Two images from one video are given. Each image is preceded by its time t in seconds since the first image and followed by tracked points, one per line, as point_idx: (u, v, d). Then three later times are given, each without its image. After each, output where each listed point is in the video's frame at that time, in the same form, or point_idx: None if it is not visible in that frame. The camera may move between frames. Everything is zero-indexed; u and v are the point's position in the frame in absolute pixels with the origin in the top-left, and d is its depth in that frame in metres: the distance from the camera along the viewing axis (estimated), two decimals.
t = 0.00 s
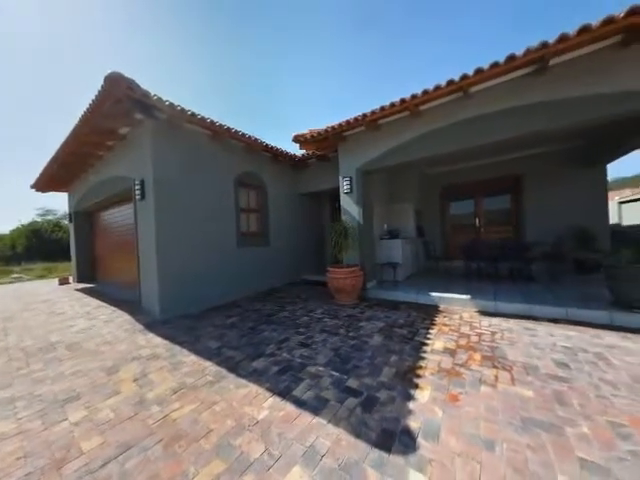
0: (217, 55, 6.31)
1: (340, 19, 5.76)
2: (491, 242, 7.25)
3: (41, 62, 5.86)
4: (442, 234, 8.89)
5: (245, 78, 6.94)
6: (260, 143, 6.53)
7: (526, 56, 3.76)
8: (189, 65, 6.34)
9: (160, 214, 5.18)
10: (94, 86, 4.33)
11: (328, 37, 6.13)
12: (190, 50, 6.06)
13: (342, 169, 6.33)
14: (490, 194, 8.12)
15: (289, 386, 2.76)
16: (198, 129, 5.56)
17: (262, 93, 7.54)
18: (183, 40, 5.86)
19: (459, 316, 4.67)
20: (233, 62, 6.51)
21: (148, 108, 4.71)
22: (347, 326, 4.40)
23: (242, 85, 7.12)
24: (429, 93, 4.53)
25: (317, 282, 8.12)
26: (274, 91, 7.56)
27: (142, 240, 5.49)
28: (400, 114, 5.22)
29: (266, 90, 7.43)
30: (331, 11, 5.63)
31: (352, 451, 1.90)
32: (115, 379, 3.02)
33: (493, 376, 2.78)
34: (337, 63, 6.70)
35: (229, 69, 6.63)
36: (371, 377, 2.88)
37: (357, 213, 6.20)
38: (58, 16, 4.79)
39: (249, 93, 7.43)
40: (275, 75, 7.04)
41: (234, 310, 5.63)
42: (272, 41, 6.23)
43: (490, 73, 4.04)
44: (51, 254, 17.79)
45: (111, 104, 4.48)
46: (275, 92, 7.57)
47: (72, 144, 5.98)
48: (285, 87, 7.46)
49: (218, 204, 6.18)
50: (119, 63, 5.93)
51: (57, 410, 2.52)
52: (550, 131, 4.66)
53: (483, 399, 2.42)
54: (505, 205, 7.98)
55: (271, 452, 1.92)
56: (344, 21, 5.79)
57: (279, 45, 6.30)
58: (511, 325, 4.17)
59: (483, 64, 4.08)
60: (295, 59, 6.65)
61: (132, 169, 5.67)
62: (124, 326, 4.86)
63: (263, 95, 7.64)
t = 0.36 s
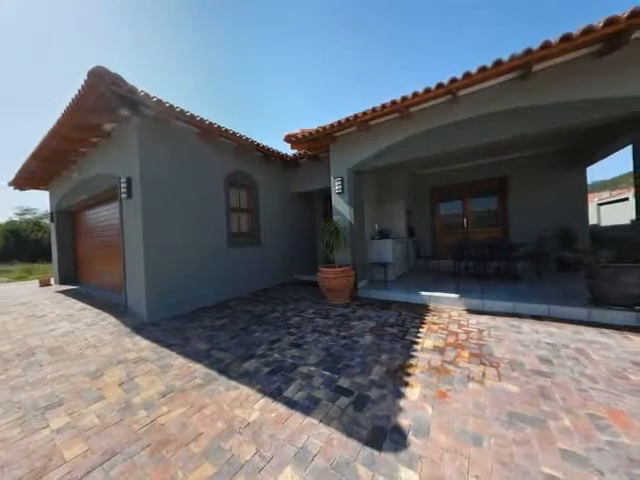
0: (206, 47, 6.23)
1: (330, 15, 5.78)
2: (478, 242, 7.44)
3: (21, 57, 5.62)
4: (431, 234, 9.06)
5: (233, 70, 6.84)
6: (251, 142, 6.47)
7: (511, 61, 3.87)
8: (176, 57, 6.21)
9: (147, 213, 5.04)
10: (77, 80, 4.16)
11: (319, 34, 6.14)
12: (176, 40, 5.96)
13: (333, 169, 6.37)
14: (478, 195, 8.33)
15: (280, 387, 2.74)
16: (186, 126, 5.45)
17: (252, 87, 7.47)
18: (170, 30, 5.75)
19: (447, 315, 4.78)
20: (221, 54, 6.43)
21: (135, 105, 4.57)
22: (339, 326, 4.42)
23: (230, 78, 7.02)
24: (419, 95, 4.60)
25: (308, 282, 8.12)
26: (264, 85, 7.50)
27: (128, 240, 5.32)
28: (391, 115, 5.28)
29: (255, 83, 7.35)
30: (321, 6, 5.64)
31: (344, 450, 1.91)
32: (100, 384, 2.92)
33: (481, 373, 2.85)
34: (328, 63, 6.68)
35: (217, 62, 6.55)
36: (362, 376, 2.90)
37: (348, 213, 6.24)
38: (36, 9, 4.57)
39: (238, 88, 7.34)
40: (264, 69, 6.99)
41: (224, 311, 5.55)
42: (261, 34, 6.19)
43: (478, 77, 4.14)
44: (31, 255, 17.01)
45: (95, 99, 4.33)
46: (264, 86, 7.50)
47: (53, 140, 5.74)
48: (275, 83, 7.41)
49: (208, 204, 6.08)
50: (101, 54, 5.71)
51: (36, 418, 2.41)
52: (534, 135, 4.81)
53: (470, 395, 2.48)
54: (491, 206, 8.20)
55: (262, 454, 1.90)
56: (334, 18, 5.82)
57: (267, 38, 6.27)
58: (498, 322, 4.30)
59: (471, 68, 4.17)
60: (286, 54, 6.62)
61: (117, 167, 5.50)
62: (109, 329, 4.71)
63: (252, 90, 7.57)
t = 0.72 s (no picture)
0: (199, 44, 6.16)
1: (325, 14, 5.81)
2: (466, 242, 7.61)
3: None
4: (421, 234, 9.21)
5: (225, 67, 6.79)
6: (242, 141, 6.40)
7: (498, 66, 3.97)
8: (170, 53, 6.15)
9: (133, 212, 4.89)
10: (59, 74, 3.99)
11: (312, 33, 6.18)
12: (168, 37, 5.87)
13: (325, 169, 6.39)
14: (466, 195, 8.54)
15: (272, 388, 2.73)
16: (175, 123, 5.33)
17: (246, 84, 7.44)
18: (162, 29, 5.68)
19: (437, 313, 4.88)
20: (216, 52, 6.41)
21: (121, 100, 4.44)
22: (331, 326, 4.43)
23: (221, 75, 6.97)
24: (409, 97, 4.67)
25: (300, 282, 8.10)
26: (257, 84, 7.49)
27: (113, 240, 5.16)
28: (381, 116, 5.34)
29: (248, 81, 7.33)
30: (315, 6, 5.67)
31: (335, 450, 1.91)
32: (83, 389, 2.82)
33: (469, 369, 2.92)
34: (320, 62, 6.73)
35: (209, 59, 6.50)
36: (354, 375, 2.92)
37: (340, 213, 6.27)
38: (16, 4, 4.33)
39: (231, 85, 7.34)
40: (256, 67, 6.93)
41: (214, 312, 5.47)
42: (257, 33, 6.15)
43: (466, 80, 4.24)
44: (8, 255, 16.21)
45: (79, 94, 4.18)
46: (254, 84, 7.45)
47: (33, 135, 5.49)
48: (267, 80, 7.40)
49: (197, 203, 5.98)
50: (88, 51, 5.55)
51: (14, 426, 2.30)
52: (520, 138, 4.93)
53: (459, 391, 2.53)
54: (479, 207, 8.42)
55: (253, 456, 1.88)
56: (328, 18, 5.85)
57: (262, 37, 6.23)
58: (485, 320, 4.42)
59: (459, 72, 4.26)
60: (279, 53, 6.61)
61: (102, 164, 5.32)
62: (93, 332, 4.55)
63: (245, 87, 7.56)
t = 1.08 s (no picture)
0: (189, 41, 6.05)
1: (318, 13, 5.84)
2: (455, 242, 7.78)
3: None
4: (411, 234, 9.35)
5: (215, 64, 6.69)
6: (233, 140, 6.32)
7: (485, 71, 4.07)
8: (157, 49, 5.99)
9: (118, 211, 4.74)
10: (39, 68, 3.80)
11: (306, 32, 6.23)
12: (154, 32, 5.66)
13: (317, 169, 6.40)
14: (454, 196, 8.73)
15: (263, 389, 2.70)
16: (163, 120, 5.20)
17: (236, 83, 7.35)
18: (147, 25, 5.48)
19: (426, 312, 4.97)
20: (207, 48, 6.30)
21: (106, 96, 4.30)
22: (322, 325, 4.43)
23: (211, 70, 6.83)
24: (399, 99, 4.73)
25: (292, 282, 8.07)
26: (248, 82, 7.42)
27: (98, 240, 4.99)
28: (373, 117, 5.39)
29: (239, 79, 7.25)
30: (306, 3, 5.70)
31: (327, 450, 1.91)
32: (66, 395, 2.71)
33: (457, 366, 2.99)
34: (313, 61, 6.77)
35: (195, 54, 6.34)
36: (345, 375, 2.93)
37: (331, 213, 6.30)
38: None
39: (221, 82, 7.25)
40: (248, 65, 6.87)
41: (204, 314, 5.38)
42: (249, 32, 6.10)
43: (455, 84, 4.33)
44: None
45: (60, 89, 4.00)
46: (246, 82, 7.38)
47: (12, 131, 5.23)
48: (258, 78, 7.34)
49: (186, 202, 5.86)
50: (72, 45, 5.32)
51: None
52: (506, 142, 5.05)
53: (448, 388, 2.58)
54: (467, 207, 8.63)
55: (244, 458, 1.86)
56: (321, 17, 5.89)
57: (254, 35, 6.19)
58: (473, 318, 4.53)
59: (448, 75, 4.35)
60: (270, 51, 6.57)
61: (86, 161, 5.14)
62: (76, 335, 4.38)
63: (236, 86, 7.47)
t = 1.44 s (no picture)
0: (179, 38, 5.91)
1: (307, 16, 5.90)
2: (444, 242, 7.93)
3: None
4: (402, 234, 9.48)
5: (207, 60, 6.59)
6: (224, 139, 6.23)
7: (473, 75, 4.18)
8: (144, 42, 5.79)
9: (103, 210, 4.58)
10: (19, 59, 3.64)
11: (306, 32, 6.22)
12: (144, 31, 5.57)
13: (308, 169, 6.41)
14: (444, 197, 8.91)
15: (254, 391, 2.68)
16: (150, 117, 5.06)
17: (227, 79, 7.27)
18: (135, 21, 5.29)
19: (416, 311, 5.05)
20: (198, 45, 6.18)
21: (91, 91, 4.15)
22: (314, 326, 4.43)
23: (209, 70, 6.87)
24: (390, 100, 4.79)
25: (283, 282, 8.03)
26: (241, 80, 7.36)
27: (82, 240, 4.81)
28: (364, 118, 5.44)
29: (232, 77, 7.18)
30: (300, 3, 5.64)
31: (318, 449, 1.92)
32: (46, 402, 2.60)
33: (446, 364, 3.05)
34: (303, 61, 6.86)
35: (195, 54, 6.35)
36: (337, 374, 2.94)
37: (323, 213, 6.31)
38: None
39: (211, 77, 7.13)
40: (241, 63, 6.80)
41: (193, 315, 5.28)
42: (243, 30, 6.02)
43: (444, 87, 4.41)
44: None
45: (42, 82, 3.83)
46: (237, 81, 7.36)
47: None
48: (251, 77, 7.29)
49: (175, 202, 5.74)
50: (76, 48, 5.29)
51: None
52: (493, 144, 5.18)
53: (437, 385, 2.63)
54: (456, 208, 8.82)
55: (235, 461, 1.84)
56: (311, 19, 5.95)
57: (247, 34, 6.10)
58: (461, 316, 4.64)
59: (437, 78, 4.44)
60: (263, 50, 6.51)
61: (69, 158, 4.94)
62: (58, 339, 4.20)
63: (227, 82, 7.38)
